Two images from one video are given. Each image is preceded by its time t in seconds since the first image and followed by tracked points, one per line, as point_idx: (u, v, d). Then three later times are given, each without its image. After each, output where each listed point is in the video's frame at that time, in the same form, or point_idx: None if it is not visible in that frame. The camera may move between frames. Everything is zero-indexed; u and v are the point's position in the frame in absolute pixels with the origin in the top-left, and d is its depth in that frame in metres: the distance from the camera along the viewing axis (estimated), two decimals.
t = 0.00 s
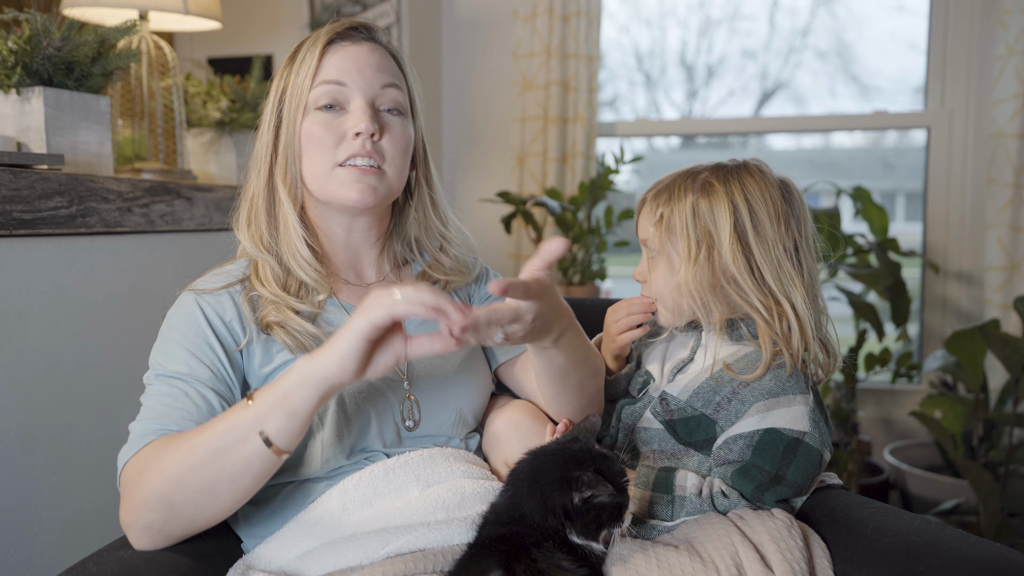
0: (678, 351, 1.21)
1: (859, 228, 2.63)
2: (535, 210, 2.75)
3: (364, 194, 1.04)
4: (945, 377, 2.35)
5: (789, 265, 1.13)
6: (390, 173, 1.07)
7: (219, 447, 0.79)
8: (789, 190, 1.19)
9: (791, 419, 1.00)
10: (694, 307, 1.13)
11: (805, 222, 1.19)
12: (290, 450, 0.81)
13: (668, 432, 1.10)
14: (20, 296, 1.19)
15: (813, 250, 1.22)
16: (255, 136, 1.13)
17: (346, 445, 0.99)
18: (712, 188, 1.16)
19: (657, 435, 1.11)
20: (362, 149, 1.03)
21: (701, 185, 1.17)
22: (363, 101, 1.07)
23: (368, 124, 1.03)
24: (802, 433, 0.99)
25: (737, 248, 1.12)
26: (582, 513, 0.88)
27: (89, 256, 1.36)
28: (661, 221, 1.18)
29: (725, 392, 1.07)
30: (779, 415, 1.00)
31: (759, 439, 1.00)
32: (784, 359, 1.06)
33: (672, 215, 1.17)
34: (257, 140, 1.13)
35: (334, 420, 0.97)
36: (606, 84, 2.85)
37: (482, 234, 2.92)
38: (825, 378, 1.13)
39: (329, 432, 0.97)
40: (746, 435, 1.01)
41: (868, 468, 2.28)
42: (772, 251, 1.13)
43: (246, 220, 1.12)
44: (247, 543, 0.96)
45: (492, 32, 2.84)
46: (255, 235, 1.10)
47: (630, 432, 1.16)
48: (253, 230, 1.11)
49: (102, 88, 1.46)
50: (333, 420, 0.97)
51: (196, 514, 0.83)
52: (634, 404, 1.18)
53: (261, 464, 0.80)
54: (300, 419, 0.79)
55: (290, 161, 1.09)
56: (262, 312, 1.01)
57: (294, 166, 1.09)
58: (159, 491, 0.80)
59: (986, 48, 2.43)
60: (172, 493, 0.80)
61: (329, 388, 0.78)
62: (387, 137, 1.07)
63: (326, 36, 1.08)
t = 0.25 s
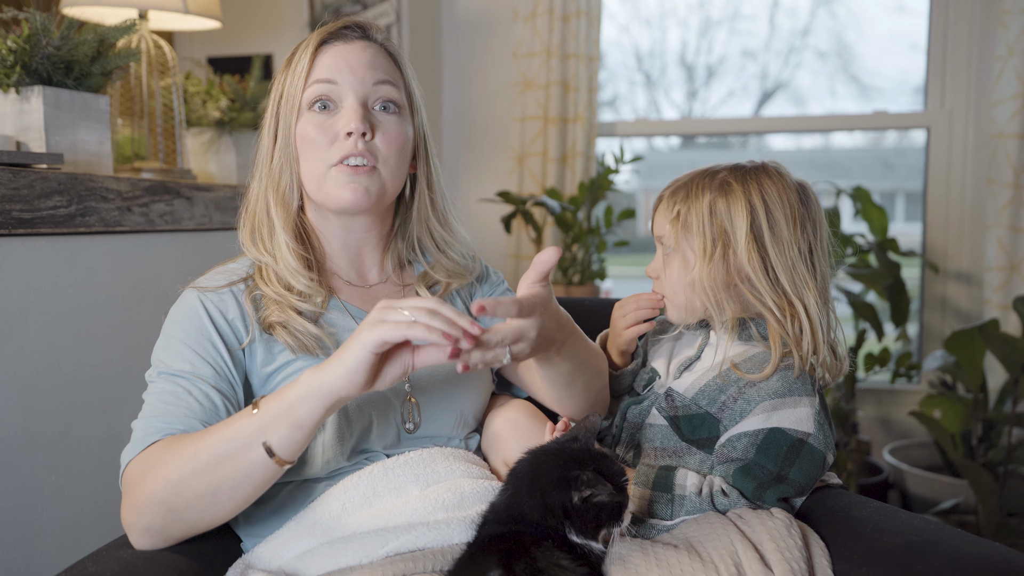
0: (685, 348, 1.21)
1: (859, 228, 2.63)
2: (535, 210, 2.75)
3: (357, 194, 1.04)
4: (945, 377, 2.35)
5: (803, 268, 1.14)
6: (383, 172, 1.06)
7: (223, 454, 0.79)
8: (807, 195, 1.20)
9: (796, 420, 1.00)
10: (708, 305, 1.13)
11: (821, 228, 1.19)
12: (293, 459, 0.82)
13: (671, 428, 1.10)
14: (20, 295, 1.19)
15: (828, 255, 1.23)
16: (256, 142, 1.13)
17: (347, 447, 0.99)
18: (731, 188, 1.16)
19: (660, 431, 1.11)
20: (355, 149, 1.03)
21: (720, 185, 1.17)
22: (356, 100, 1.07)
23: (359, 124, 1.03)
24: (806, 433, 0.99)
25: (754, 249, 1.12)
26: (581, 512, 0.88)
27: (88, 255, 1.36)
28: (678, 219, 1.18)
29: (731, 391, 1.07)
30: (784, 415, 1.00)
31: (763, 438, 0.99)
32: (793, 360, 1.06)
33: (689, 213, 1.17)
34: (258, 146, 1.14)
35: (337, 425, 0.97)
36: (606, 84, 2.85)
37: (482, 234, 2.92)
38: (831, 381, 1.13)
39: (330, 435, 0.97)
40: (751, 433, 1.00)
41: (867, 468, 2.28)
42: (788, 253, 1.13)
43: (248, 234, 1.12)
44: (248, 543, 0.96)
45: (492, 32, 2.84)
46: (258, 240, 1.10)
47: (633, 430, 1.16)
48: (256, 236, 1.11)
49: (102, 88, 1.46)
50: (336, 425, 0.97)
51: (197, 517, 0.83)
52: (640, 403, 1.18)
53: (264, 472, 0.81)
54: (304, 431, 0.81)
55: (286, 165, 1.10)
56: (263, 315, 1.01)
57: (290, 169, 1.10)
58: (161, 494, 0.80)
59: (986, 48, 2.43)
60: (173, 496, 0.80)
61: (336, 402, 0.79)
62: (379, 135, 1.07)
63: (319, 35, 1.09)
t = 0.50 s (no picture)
0: (687, 349, 1.22)
1: (859, 228, 2.63)
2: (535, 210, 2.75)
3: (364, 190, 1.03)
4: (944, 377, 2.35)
5: (807, 271, 1.13)
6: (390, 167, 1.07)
7: (228, 457, 0.79)
8: (813, 199, 1.19)
9: (796, 421, 1.00)
10: (709, 304, 1.13)
11: (825, 230, 1.18)
12: (298, 467, 0.82)
13: (671, 428, 1.10)
14: (20, 295, 1.19)
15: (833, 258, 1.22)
16: (262, 134, 1.13)
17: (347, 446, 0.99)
18: (738, 187, 1.15)
19: (660, 432, 1.11)
20: (364, 143, 1.03)
21: (727, 184, 1.16)
22: (366, 95, 1.07)
23: (369, 117, 1.03)
24: (806, 434, 1.00)
25: (757, 249, 1.12)
26: (581, 512, 0.88)
27: (89, 255, 1.36)
28: (683, 217, 1.17)
29: (731, 391, 1.07)
30: (784, 416, 1.00)
31: (763, 438, 1.00)
32: (793, 362, 1.06)
33: (694, 211, 1.17)
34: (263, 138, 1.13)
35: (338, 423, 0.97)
36: (605, 83, 2.85)
37: (481, 233, 2.92)
38: (832, 385, 1.13)
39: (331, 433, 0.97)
40: (751, 433, 1.01)
41: (867, 468, 2.28)
42: (791, 255, 1.13)
43: (248, 217, 1.11)
44: (247, 543, 0.96)
45: (493, 31, 2.84)
46: (258, 234, 1.10)
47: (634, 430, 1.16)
48: (257, 229, 1.11)
49: (102, 87, 1.46)
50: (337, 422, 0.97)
51: (199, 519, 0.83)
52: (641, 403, 1.18)
53: (268, 478, 0.81)
54: (312, 438, 0.81)
55: (293, 157, 1.09)
56: (263, 313, 1.02)
57: (296, 162, 1.09)
58: (163, 495, 0.80)
59: (986, 48, 2.43)
60: (177, 498, 0.80)
61: (345, 411, 0.79)
62: (388, 132, 1.07)
63: (332, 32, 1.09)
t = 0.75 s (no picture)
0: (686, 349, 1.22)
1: (859, 228, 2.63)
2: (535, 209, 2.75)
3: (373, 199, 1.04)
4: (945, 376, 2.35)
5: (806, 269, 1.13)
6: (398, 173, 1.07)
7: (235, 459, 0.80)
8: (811, 197, 1.19)
9: (796, 420, 1.00)
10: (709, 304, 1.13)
11: (824, 226, 1.18)
12: (305, 471, 0.83)
13: (671, 429, 1.10)
14: (20, 295, 1.19)
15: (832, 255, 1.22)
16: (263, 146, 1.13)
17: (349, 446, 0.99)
18: (735, 187, 1.15)
19: (659, 432, 1.11)
20: (369, 151, 1.03)
21: (724, 184, 1.16)
22: (366, 102, 1.07)
23: (372, 125, 1.03)
24: (807, 433, 0.99)
25: (756, 249, 1.12)
26: (581, 512, 0.88)
27: (89, 255, 1.36)
28: (681, 217, 1.17)
29: (731, 391, 1.07)
30: (785, 415, 1.00)
31: (763, 438, 0.99)
32: (793, 361, 1.06)
33: (692, 212, 1.17)
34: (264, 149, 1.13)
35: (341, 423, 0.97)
36: (605, 83, 2.85)
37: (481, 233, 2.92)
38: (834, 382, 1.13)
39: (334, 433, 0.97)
40: (751, 433, 1.00)
41: (867, 467, 2.28)
42: (790, 253, 1.13)
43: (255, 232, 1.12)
44: (247, 543, 0.96)
45: (492, 31, 2.84)
46: (264, 243, 1.10)
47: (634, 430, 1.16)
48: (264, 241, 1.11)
49: (102, 87, 1.46)
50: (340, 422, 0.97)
51: (202, 520, 0.83)
52: (640, 403, 1.18)
53: (275, 480, 0.82)
54: (320, 443, 0.82)
55: (297, 168, 1.09)
56: (269, 314, 1.01)
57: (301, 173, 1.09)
58: (168, 494, 0.80)
59: (986, 48, 2.43)
60: (181, 498, 0.80)
61: (355, 417, 0.80)
62: (392, 137, 1.07)
63: (324, 39, 1.08)
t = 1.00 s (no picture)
0: (684, 350, 1.22)
1: (859, 228, 2.63)
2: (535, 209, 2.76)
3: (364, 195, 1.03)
4: (945, 377, 2.35)
5: (803, 268, 1.14)
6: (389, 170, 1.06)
7: (239, 466, 0.80)
8: (806, 195, 1.19)
9: (795, 420, 1.00)
10: (706, 306, 1.13)
11: (821, 227, 1.19)
12: (308, 477, 0.83)
13: (671, 429, 1.10)
14: (20, 295, 1.19)
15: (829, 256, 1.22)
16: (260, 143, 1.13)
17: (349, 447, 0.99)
18: (729, 188, 1.16)
19: (659, 432, 1.11)
20: (359, 148, 1.03)
21: (719, 185, 1.16)
22: (359, 99, 1.07)
23: (363, 122, 1.03)
24: (806, 434, 0.99)
25: (753, 249, 1.12)
26: (581, 512, 0.88)
27: (89, 255, 1.36)
28: (677, 219, 1.17)
29: (729, 391, 1.07)
30: (784, 416, 1.00)
31: (762, 438, 0.99)
32: (792, 362, 1.06)
33: (688, 213, 1.17)
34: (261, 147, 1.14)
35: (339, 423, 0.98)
36: (605, 83, 2.85)
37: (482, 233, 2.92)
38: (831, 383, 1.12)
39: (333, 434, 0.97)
40: (750, 433, 1.01)
41: (867, 468, 2.28)
42: (787, 253, 1.13)
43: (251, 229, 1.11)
44: (248, 543, 0.96)
45: (493, 31, 2.84)
46: (260, 241, 1.10)
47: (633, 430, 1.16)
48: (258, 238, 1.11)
49: (103, 87, 1.46)
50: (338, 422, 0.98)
51: (206, 523, 0.83)
52: (639, 403, 1.19)
53: (278, 487, 0.82)
54: (326, 452, 0.82)
55: (290, 165, 1.09)
56: (266, 314, 1.01)
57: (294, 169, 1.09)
58: (170, 497, 0.80)
59: (986, 48, 2.43)
60: (184, 501, 0.80)
61: (361, 426, 0.80)
62: (384, 134, 1.07)
63: (321, 36, 1.09)
